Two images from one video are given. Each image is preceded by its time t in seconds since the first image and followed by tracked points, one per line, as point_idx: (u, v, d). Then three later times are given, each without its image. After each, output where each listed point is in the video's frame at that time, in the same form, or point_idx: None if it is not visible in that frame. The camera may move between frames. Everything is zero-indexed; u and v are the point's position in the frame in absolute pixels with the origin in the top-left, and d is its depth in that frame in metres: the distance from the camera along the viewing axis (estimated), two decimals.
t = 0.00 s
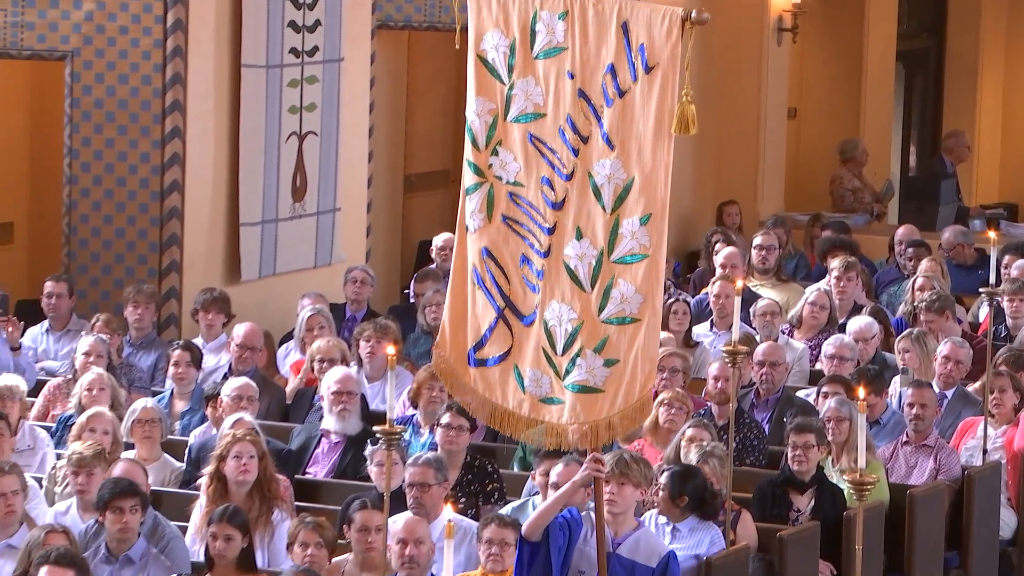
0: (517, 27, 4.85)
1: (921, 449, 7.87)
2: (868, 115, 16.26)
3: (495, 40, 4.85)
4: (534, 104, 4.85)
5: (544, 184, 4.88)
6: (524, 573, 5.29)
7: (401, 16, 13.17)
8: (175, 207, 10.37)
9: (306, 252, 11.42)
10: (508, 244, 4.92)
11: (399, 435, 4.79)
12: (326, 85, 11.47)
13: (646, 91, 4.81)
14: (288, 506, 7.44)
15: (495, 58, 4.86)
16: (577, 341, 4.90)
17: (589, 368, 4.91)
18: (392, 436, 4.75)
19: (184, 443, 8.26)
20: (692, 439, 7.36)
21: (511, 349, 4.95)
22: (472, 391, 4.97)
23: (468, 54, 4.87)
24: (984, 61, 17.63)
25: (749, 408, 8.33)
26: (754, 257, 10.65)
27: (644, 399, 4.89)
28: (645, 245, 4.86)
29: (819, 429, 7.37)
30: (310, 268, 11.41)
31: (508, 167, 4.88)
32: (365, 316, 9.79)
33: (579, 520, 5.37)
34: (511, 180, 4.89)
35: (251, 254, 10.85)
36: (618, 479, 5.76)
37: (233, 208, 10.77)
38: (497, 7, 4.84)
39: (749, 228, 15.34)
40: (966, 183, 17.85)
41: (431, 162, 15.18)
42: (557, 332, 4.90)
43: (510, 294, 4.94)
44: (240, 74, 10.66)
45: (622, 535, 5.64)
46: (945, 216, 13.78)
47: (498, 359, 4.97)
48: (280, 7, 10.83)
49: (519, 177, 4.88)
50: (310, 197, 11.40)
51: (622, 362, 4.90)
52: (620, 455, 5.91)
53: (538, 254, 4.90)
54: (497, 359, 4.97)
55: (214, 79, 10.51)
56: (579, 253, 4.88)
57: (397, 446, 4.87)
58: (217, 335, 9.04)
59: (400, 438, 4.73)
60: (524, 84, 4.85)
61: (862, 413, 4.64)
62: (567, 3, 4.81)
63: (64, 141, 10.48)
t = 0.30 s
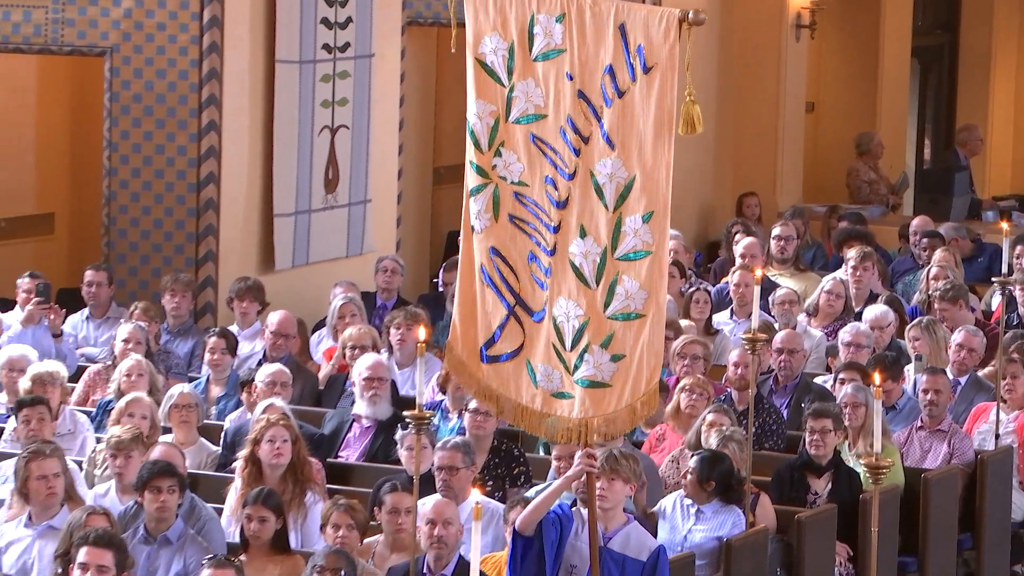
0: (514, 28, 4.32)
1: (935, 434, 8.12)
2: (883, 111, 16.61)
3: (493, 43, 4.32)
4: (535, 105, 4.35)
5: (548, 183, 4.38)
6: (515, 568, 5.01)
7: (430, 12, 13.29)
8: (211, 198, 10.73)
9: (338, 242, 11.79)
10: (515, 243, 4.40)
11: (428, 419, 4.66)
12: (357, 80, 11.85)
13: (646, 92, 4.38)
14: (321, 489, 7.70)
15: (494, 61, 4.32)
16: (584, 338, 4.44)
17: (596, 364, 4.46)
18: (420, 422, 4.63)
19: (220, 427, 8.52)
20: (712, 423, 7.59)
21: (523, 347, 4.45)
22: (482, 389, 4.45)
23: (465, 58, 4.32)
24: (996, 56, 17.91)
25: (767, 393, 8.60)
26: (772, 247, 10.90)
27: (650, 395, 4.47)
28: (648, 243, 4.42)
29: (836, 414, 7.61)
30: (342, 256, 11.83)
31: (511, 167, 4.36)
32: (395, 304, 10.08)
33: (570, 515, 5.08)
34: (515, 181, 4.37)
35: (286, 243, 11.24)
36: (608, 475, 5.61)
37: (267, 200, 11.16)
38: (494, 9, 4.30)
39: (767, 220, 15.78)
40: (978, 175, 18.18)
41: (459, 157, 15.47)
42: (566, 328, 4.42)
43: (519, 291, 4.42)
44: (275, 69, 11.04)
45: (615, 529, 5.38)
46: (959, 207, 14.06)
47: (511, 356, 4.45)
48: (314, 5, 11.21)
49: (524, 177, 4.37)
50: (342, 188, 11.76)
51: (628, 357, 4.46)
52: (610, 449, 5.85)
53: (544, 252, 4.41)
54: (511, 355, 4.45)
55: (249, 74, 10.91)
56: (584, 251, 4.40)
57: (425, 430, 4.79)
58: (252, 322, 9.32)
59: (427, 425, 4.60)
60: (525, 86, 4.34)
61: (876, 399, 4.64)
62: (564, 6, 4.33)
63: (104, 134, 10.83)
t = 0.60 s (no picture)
0: (506, 31, 4.37)
1: (947, 424, 8.36)
2: (898, 110, 17.13)
3: (486, 45, 4.35)
4: (531, 104, 4.40)
5: (546, 181, 4.44)
6: (512, 556, 5.78)
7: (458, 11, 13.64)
8: (245, 194, 11.09)
9: (368, 237, 12.11)
10: (518, 242, 4.45)
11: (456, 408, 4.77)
12: (386, 80, 12.18)
13: (638, 86, 4.49)
14: (351, 476, 7.95)
15: (488, 63, 4.35)
16: (590, 331, 4.52)
17: (603, 356, 4.55)
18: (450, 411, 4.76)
19: (254, 416, 8.80)
20: (730, 413, 7.82)
21: (531, 342, 4.49)
22: (497, 388, 4.47)
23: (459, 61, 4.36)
24: (1008, 56, 18.20)
25: (785, 383, 8.83)
26: (789, 242, 11.15)
27: (658, 381, 4.57)
28: (648, 235, 4.52)
29: (851, 404, 7.86)
30: (371, 252, 12.12)
31: (510, 167, 4.39)
32: (423, 297, 10.36)
33: (565, 506, 5.89)
34: (513, 180, 4.41)
35: (317, 237, 11.58)
36: (604, 465, 6.20)
37: (299, 196, 11.50)
38: (486, 12, 4.34)
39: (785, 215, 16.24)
40: (989, 172, 18.51)
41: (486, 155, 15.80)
42: (572, 323, 4.50)
43: (524, 288, 4.47)
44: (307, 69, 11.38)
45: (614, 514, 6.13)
46: (971, 203, 14.34)
47: (519, 351, 4.49)
48: (344, 7, 11.55)
49: (523, 176, 4.41)
50: (372, 184, 12.09)
51: (635, 348, 4.56)
52: (605, 441, 6.31)
53: (547, 249, 4.47)
54: (519, 351, 4.49)
55: (282, 73, 11.26)
56: (586, 246, 4.49)
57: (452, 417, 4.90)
58: (284, 315, 9.59)
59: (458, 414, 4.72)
60: (519, 86, 4.39)
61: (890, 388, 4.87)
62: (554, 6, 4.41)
63: (142, 132, 11.16)
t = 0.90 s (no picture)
0: (501, 41, 4.65)
1: (956, 416, 8.61)
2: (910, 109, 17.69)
3: (481, 55, 4.64)
4: (524, 112, 4.67)
5: (539, 188, 4.72)
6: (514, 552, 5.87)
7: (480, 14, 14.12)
8: (273, 193, 11.69)
9: (392, 234, 12.63)
10: (511, 248, 4.73)
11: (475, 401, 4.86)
12: (411, 82, 12.66)
13: (630, 91, 4.72)
14: (376, 466, 8.19)
15: (482, 73, 4.64)
16: (584, 336, 4.78)
17: (596, 360, 4.80)
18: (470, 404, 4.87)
19: (282, 409, 9.07)
20: (744, 405, 8.08)
21: (523, 348, 4.76)
22: (491, 391, 4.76)
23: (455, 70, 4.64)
24: (1016, 57, 18.50)
25: (797, 376, 9.12)
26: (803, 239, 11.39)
27: (650, 385, 4.80)
28: (639, 239, 4.77)
29: (863, 396, 8.09)
30: (395, 248, 12.64)
31: (503, 175, 4.67)
32: (446, 293, 10.66)
33: (564, 503, 5.94)
34: (506, 188, 4.69)
35: (343, 235, 12.07)
36: (602, 462, 6.19)
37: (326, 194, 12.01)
38: (480, 24, 4.63)
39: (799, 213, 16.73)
40: (998, 171, 18.82)
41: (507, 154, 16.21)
42: (565, 327, 4.76)
43: (516, 294, 4.74)
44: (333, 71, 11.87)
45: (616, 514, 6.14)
46: (979, 201, 14.59)
47: (512, 357, 4.76)
48: (370, 11, 12.01)
49: (515, 184, 4.69)
50: (397, 183, 12.61)
51: (627, 352, 4.80)
52: (602, 439, 6.32)
53: (540, 254, 4.75)
54: (511, 357, 4.76)
55: (309, 73, 11.76)
56: (579, 252, 4.76)
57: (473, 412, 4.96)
58: (312, 309, 9.89)
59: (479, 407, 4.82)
60: (513, 95, 4.66)
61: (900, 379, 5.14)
62: (547, 15, 4.67)
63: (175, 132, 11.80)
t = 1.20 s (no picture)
0: (493, 49, 4.74)
1: (963, 408, 8.86)
2: (918, 111, 18.05)
3: (474, 62, 4.73)
4: (515, 120, 4.77)
5: (529, 195, 4.81)
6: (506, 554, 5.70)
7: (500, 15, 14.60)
8: (300, 190, 12.05)
9: (414, 232, 13.03)
10: (500, 253, 4.82)
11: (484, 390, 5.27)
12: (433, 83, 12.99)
13: (621, 102, 4.81)
14: (399, 456, 8.42)
15: (475, 80, 4.73)
16: (570, 341, 4.86)
17: (582, 364, 4.87)
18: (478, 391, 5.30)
19: (308, 400, 9.34)
20: (755, 397, 8.31)
21: (510, 351, 4.84)
22: (476, 394, 4.84)
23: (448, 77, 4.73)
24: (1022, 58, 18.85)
25: (808, 370, 9.40)
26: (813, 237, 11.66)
27: (636, 390, 4.87)
28: (627, 247, 4.85)
29: (871, 389, 8.33)
30: (417, 244, 13.05)
31: (494, 181, 4.78)
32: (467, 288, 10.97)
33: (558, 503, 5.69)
34: (497, 194, 4.79)
35: (367, 232, 12.45)
36: (596, 464, 5.96)
37: (351, 192, 12.38)
38: (474, 31, 4.72)
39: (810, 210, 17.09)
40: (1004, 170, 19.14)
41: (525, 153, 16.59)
42: (552, 332, 4.84)
43: (504, 299, 4.83)
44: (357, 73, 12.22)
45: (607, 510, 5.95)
46: (986, 199, 14.88)
47: (497, 360, 4.85)
48: (393, 14, 12.38)
49: (506, 190, 4.79)
50: (419, 182, 12.99)
51: (612, 357, 4.87)
52: (597, 442, 6.07)
53: (528, 260, 4.83)
54: (497, 360, 4.84)
55: (335, 75, 12.11)
56: (567, 258, 4.84)
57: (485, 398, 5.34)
58: (337, 304, 10.20)
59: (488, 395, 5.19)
60: (505, 102, 4.76)
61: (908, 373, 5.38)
62: (541, 25, 4.76)
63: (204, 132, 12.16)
